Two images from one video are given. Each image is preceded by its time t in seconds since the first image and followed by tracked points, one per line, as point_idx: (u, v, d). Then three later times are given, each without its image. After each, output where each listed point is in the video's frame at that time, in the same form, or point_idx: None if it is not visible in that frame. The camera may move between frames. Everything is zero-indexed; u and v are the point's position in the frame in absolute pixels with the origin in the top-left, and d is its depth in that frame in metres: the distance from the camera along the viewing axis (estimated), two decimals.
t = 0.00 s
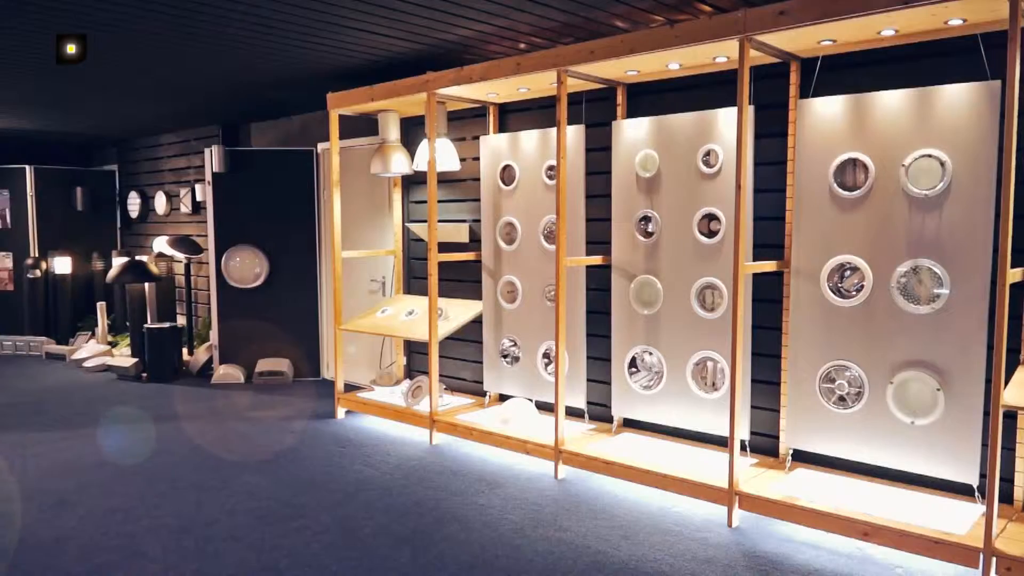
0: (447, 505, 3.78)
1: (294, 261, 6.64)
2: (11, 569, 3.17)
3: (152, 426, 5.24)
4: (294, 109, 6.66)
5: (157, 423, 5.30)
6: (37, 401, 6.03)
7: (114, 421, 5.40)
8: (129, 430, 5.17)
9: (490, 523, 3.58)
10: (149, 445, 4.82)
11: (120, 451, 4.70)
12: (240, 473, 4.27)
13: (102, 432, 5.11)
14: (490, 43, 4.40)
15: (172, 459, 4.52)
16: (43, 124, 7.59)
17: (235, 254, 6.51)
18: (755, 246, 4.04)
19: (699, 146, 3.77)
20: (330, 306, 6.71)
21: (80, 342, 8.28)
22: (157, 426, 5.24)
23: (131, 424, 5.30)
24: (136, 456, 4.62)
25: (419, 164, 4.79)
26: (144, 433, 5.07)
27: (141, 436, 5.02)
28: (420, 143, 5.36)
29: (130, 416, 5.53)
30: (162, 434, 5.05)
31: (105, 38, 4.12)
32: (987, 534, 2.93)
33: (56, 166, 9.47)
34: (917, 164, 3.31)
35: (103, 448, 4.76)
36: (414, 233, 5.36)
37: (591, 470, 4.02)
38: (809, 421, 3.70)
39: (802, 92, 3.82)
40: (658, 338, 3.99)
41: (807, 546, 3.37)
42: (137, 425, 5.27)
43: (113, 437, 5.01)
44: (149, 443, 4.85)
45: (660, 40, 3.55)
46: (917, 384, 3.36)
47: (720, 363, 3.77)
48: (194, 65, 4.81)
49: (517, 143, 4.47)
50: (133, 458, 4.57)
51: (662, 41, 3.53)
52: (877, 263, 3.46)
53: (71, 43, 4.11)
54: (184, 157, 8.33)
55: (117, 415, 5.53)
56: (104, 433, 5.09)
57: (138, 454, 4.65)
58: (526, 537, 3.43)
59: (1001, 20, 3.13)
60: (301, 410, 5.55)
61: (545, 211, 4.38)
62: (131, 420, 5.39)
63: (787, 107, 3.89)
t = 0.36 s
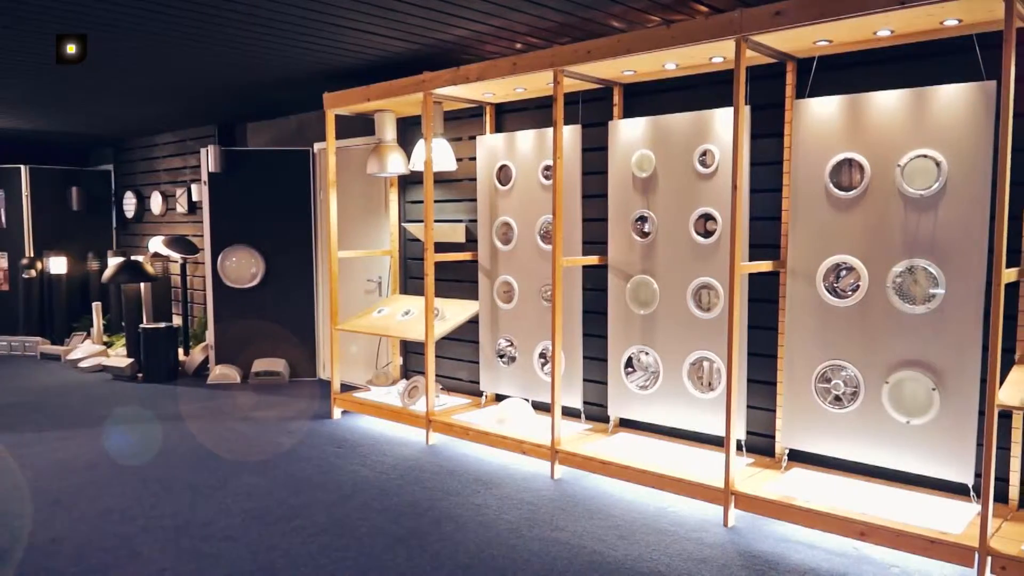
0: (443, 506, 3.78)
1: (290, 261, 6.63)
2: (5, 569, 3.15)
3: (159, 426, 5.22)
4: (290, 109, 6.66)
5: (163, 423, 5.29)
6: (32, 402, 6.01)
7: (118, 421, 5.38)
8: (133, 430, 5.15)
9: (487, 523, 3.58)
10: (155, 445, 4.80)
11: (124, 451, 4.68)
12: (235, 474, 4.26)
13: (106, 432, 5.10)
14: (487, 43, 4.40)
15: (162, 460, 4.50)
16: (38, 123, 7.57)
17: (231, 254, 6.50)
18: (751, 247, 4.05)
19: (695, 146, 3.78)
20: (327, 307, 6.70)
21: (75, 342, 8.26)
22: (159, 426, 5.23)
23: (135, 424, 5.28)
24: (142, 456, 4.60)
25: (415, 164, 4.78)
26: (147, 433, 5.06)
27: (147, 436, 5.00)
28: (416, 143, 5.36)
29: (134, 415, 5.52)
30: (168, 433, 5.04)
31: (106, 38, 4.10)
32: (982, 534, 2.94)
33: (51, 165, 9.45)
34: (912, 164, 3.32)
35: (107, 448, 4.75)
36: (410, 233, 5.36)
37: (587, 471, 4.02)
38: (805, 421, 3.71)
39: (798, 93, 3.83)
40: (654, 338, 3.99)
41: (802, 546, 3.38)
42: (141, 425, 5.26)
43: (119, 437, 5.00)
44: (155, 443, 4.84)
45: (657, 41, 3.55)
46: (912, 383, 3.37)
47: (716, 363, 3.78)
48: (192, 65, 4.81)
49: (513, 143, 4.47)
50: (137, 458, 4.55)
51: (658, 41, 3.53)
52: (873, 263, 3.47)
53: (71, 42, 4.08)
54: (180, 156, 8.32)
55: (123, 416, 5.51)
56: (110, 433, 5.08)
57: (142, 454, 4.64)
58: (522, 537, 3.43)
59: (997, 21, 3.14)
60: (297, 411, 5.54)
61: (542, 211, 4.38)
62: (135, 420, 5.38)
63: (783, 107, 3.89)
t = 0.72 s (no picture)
0: (429, 506, 3.77)
1: (276, 261, 6.60)
2: None
3: (167, 426, 5.20)
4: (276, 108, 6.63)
5: (172, 423, 5.27)
6: (16, 403, 5.95)
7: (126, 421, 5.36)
8: (142, 430, 5.13)
9: (473, 523, 3.57)
10: (162, 445, 4.79)
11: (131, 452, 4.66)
12: (220, 475, 4.24)
13: (114, 432, 5.08)
14: (473, 43, 4.40)
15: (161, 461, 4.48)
16: (19, 122, 7.50)
17: (216, 254, 6.46)
18: (736, 247, 4.07)
19: (681, 146, 3.79)
20: (313, 307, 6.67)
21: (58, 342, 8.18)
22: (165, 426, 5.21)
23: (142, 424, 5.26)
24: (149, 456, 4.59)
25: (401, 164, 4.76)
26: (154, 433, 5.04)
27: (155, 436, 4.98)
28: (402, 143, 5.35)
29: (144, 415, 5.51)
30: (174, 433, 5.03)
31: (106, 39, 4.11)
32: (964, 531, 2.97)
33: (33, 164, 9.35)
34: (895, 164, 3.34)
35: (115, 448, 4.73)
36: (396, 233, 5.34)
37: (574, 470, 4.03)
38: (790, 420, 3.73)
39: (783, 93, 3.85)
40: (640, 337, 4.00)
41: (787, 544, 3.40)
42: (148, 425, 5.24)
43: (127, 437, 4.98)
44: (163, 443, 4.82)
45: (643, 41, 3.56)
46: (895, 382, 3.40)
47: (702, 362, 3.79)
48: (181, 64, 4.79)
49: (500, 143, 4.47)
50: (144, 459, 4.54)
51: (645, 41, 3.55)
52: (857, 263, 3.49)
53: (71, 43, 4.10)
54: (164, 156, 8.26)
55: (130, 415, 5.49)
56: (117, 433, 5.06)
57: (150, 454, 4.62)
58: (509, 537, 3.43)
59: (979, 22, 3.17)
60: (283, 411, 5.52)
61: (528, 211, 4.38)
62: (142, 420, 5.36)
63: (768, 107, 3.91)
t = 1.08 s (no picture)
0: (408, 507, 3.76)
1: (252, 261, 6.55)
2: None
3: (173, 426, 5.17)
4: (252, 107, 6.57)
5: (178, 424, 5.23)
6: None
7: (133, 421, 5.32)
8: (148, 430, 5.10)
9: (451, 524, 3.57)
10: (169, 445, 4.76)
11: (138, 452, 4.63)
12: (195, 477, 4.19)
13: (120, 432, 5.05)
14: (451, 42, 4.39)
15: (146, 463, 4.44)
16: None
17: (191, 254, 6.39)
18: (712, 247, 4.09)
19: (658, 146, 3.81)
20: (290, 307, 6.62)
21: (29, 344, 8.04)
22: (171, 426, 5.18)
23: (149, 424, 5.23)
24: (157, 456, 4.56)
25: (379, 164, 4.74)
26: (161, 433, 5.01)
27: (160, 436, 4.95)
28: (380, 143, 5.33)
29: (144, 415, 5.49)
30: (182, 433, 5.00)
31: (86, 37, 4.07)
32: (936, 527, 3.01)
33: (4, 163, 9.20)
34: (869, 166, 3.38)
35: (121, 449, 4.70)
36: (374, 233, 5.32)
37: (552, 470, 4.03)
38: (767, 419, 3.76)
39: (759, 95, 3.88)
40: (618, 337, 4.02)
41: (764, 542, 3.43)
42: (150, 425, 5.21)
43: (134, 437, 4.96)
44: (170, 443, 4.80)
45: (621, 41, 3.57)
46: (869, 380, 3.44)
47: (679, 362, 3.81)
48: (161, 64, 4.76)
49: (478, 143, 4.46)
50: (151, 459, 4.51)
51: (623, 42, 3.56)
52: (832, 262, 3.53)
53: (71, 43, 4.12)
54: (138, 155, 8.15)
55: (136, 416, 5.46)
56: (123, 433, 5.03)
57: (156, 454, 4.60)
58: (487, 537, 3.43)
59: (951, 25, 3.22)
60: (260, 413, 5.47)
61: (506, 211, 4.38)
62: (149, 420, 5.33)
63: (744, 109, 3.94)
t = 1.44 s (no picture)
0: (379, 508, 3.73)
1: (221, 262, 6.47)
2: None
3: (183, 425, 5.13)
4: (220, 105, 6.50)
5: (189, 423, 5.20)
6: None
7: (145, 420, 5.28)
8: (159, 429, 5.07)
9: (423, 525, 3.55)
10: (180, 444, 4.73)
11: (149, 452, 4.60)
12: (161, 481, 4.12)
13: (132, 432, 5.01)
14: (423, 42, 4.38)
15: (158, 463, 4.40)
16: None
17: (158, 254, 6.29)
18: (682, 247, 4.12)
19: (629, 147, 3.83)
20: (260, 308, 6.56)
21: None
22: (180, 425, 5.13)
23: (161, 424, 5.20)
24: (168, 456, 4.53)
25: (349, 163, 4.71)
26: (171, 433, 4.96)
27: (172, 436, 4.92)
28: (350, 142, 5.29)
29: (145, 415, 5.44)
30: (192, 432, 4.96)
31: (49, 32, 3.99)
32: (901, 522, 3.07)
33: None
34: (836, 167, 3.43)
35: (132, 449, 4.66)
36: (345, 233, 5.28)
37: (524, 470, 4.03)
38: (736, 417, 3.79)
39: (728, 96, 3.92)
40: (589, 337, 4.03)
41: (733, 539, 3.46)
42: (156, 424, 5.17)
43: (146, 437, 4.92)
44: (181, 442, 4.76)
45: (592, 42, 3.59)
46: (836, 378, 3.49)
47: (650, 361, 3.83)
48: (129, 61, 4.69)
49: (449, 143, 4.45)
50: (162, 459, 4.48)
51: (593, 43, 3.57)
52: (800, 262, 3.57)
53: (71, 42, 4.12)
54: (104, 153, 8.02)
55: (149, 415, 5.43)
56: (134, 433, 4.99)
57: (168, 454, 4.56)
58: (460, 538, 3.42)
59: (915, 30, 3.28)
60: (229, 415, 5.40)
61: (478, 211, 4.37)
62: (159, 420, 5.28)
63: (714, 110, 3.98)
